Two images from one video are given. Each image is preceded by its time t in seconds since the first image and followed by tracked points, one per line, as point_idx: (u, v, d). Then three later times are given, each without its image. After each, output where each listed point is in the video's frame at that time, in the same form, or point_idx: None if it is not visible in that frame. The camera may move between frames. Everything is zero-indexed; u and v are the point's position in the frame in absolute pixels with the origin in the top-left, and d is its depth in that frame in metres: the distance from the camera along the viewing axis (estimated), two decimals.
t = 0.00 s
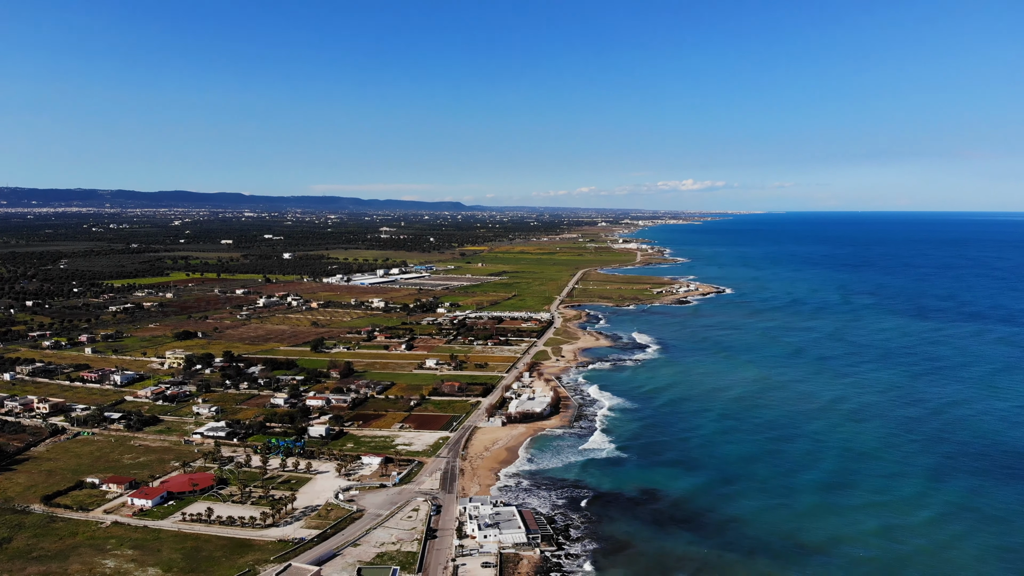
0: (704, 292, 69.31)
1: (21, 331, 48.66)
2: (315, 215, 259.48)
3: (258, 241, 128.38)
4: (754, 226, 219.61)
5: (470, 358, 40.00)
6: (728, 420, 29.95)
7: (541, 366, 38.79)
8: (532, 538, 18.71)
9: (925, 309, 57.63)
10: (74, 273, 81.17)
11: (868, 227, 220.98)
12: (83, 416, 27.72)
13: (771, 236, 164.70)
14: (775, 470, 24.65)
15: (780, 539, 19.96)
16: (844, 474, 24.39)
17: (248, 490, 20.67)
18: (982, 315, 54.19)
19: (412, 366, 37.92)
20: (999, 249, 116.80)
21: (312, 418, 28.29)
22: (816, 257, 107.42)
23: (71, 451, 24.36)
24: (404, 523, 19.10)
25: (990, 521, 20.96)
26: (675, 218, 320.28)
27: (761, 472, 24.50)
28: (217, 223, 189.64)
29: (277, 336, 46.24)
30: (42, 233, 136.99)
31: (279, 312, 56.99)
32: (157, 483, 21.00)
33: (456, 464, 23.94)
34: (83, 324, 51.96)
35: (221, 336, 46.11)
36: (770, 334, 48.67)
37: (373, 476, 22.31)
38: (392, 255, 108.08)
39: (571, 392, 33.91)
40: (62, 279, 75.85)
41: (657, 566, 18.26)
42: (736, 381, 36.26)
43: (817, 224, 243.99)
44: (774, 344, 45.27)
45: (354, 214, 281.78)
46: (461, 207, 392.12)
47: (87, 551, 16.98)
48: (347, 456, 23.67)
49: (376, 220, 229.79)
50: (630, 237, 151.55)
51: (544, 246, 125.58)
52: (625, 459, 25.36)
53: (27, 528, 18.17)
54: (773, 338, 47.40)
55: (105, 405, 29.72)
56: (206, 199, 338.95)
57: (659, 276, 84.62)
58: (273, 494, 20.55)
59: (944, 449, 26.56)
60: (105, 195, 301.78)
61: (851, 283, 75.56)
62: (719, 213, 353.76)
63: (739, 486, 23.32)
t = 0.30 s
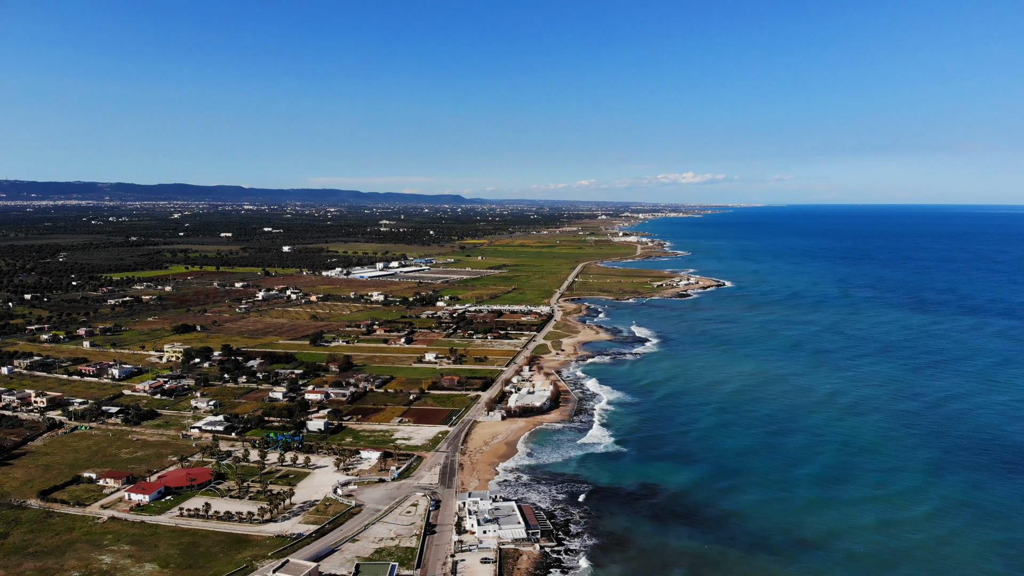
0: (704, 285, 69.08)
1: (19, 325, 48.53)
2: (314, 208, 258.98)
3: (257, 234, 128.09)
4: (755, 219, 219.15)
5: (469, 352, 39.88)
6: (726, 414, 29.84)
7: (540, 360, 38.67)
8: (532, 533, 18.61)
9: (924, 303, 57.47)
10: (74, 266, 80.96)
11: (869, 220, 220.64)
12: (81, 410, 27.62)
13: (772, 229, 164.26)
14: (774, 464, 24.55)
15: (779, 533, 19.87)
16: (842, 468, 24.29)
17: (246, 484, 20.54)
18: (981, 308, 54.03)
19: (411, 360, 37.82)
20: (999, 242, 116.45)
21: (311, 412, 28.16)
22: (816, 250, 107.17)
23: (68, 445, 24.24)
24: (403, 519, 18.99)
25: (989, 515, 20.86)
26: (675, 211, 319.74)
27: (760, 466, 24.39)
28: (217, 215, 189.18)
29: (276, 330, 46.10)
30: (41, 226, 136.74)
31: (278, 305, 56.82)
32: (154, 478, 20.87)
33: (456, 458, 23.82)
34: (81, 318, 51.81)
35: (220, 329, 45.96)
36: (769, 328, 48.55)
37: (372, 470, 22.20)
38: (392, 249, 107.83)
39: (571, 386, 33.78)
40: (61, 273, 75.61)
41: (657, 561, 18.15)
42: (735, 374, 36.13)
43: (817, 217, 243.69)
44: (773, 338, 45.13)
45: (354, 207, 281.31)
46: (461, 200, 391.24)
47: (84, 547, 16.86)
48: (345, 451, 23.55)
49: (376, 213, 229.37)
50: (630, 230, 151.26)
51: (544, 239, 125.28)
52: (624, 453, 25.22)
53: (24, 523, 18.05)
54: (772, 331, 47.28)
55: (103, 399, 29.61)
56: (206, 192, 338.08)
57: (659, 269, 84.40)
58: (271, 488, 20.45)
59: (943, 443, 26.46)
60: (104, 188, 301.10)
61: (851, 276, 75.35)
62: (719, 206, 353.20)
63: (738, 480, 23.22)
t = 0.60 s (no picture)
0: (704, 279, 68.87)
1: (18, 318, 48.35)
2: (315, 201, 258.51)
3: (257, 227, 127.71)
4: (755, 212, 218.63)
5: (469, 346, 39.73)
6: (725, 408, 29.71)
7: (540, 354, 38.51)
8: (532, 528, 18.50)
9: (924, 296, 57.27)
10: (73, 259, 80.72)
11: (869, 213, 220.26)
12: (78, 404, 27.47)
13: (772, 222, 164.01)
14: (772, 458, 24.45)
15: (779, 527, 19.80)
16: (841, 461, 24.22)
17: (244, 479, 20.41)
18: (981, 302, 53.84)
19: (411, 353, 37.66)
20: (999, 236, 116.21)
21: (310, 406, 28.01)
22: (816, 244, 106.90)
23: (65, 440, 24.09)
24: (402, 514, 18.86)
25: (987, 509, 20.80)
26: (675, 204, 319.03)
27: (758, 460, 24.27)
28: (217, 208, 188.71)
29: (275, 324, 45.93)
30: (41, 218, 136.50)
31: (277, 299, 56.62)
32: (152, 473, 20.73)
33: (455, 453, 23.69)
34: (80, 311, 51.60)
35: (219, 323, 45.78)
36: (769, 321, 48.39)
37: (371, 465, 22.07)
38: (392, 242, 107.51)
39: (571, 380, 33.64)
40: (60, 266, 75.39)
41: (657, 557, 18.03)
42: (735, 368, 36.00)
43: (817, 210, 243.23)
44: (772, 331, 44.99)
45: (354, 200, 280.68)
46: (461, 193, 390.29)
47: (80, 543, 16.74)
48: (344, 445, 23.41)
49: (377, 206, 228.91)
50: (630, 223, 150.91)
51: (544, 233, 124.95)
52: (623, 448, 25.09)
53: (20, 519, 17.93)
54: (772, 324, 47.13)
55: (101, 393, 29.46)
56: (205, 185, 337.14)
57: (659, 262, 84.18)
58: (269, 483, 20.32)
59: (942, 437, 26.35)
60: (103, 180, 300.51)
61: (851, 270, 75.14)
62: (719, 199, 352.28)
63: (737, 474, 23.11)
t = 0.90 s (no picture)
0: (704, 272, 68.65)
1: (15, 312, 48.18)
2: (314, 194, 258.13)
3: (256, 220, 127.18)
4: (755, 205, 218.03)
5: (468, 340, 39.57)
6: (724, 401, 29.59)
7: (540, 348, 38.33)
8: (532, 524, 18.39)
9: (924, 290, 57.07)
10: (71, 252, 80.51)
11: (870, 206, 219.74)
12: (75, 399, 27.30)
13: (772, 215, 163.71)
14: (770, 452, 24.35)
15: (779, 522, 19.70)
16: (840, 455, 24.13)
17: (242, 475, 20.29)
18: (981, 296, 53.65)
19: (410, 347, 37.50)
20: (999, 229, 115.95)
21: (309, 401, 27.86)
22: (816, 237, 106.59)
23: (62, 435, 23.95)
24: (401, 510, 18.74)
25: (986, 503, 20.72)
26: (675, 197, 318.45)
27: (756, 454, 24.16)
28: (215, 201, 188.14)
29: (274, 317, 45.75)
30: (40, 212, 136.21)
31: (276, 292, 56.40)
32: (149, 468, 20.60)
33: (454, 448, 23.55)
34: (78, 305, 51.43)
35: (218, 317, 45.61)
36: (769, 314, 48.24)
37: (370, 460, 21.94)
38: (391, 235, 107.19)
39: (571, 374, 33.49)
40: (59, 259, 75.12)
41: (657, 553, 17.91)
42: (734, 361, 35.84)
43: (817, 203, 242.79)
44: (771, 325, 44.85)
45: (353, 193, 280.01)
46: (460, 186, 389.78)
47: (76, 539, 16.62)
48: (343, 440, 23.28)
49: (376, 199, 228.57)
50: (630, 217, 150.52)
51: (544, 226, 124.63)
52: (622, 442, 24.96)
53: (16, 514, 17.80)
54: (771, 318, 46.99)
55: (99, 388, 29.30)
56: (205, 178, 335.98)
57: (659, 256, 83.91)
58: (268, 479, 20.20)
59: (940, 431, 26.22)
60: (103, 173, 299.81)
61: (850, 263, 74.90)
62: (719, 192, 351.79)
63: (736, 468, 23.01)
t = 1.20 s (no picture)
0: (705, 266, 68.43)
1: (14, 305, 48.04)
2: (314, 187, 257.31)
3: (255, 213, 126.87)
4: (755, 199, 217.49)
5: (468, 333, 39.40)
6: (723, 395, 29.46)
7: (540, 342, 38.18)
8: (531, 520, 18.28)
9: (924, 283, 56.89)
10: (70, 245, 80.27)
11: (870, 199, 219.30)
12: (73, 393, 27.19)
13: (772, 208, 163.15)
14: (769, 446, 24.23)
15: (779, 517, 19.60)
16: (839, 449, 24.01)
17: (240, 470, 20.16)
18: (981, 289, 53.47)
19: (409, 341, 37.34)
20: (1000, 222, 115.56)
21: (307, 395, 27.74)
22: (816, 230, 106.34)
23: (60, 429, 23.83)
24: (400, 505, 18.64)
25: (986, 497, 20.61)
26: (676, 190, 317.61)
27: (755, 448, 24.04)
28: (216, 194, 187.81)
29: (273, 311, 45.58)
30: (39, 205, 136.02)
31: (275, 286, 56.23)
32: (147, 463, 20.47)
33: (454, 443, 23.42)
34: (77, 298, 51.25)
35: (216, 310, 45.45)
36: (769, 308, 48.05)
37: (369, 455, 21.82)
38: (391, 228, 106.83)
39: (571, 368, 33.35)
40: (58, 252, 74.92)
41: (657, 548, 17.79)
42: (734, 355, 35.69)
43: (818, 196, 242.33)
44: (770, 318, 44.69)
45: (353, 185, 279.28)
46: (460, 180, 388.98)
47: (73, 535, 16.50)
48: (341, 435, 23.15)
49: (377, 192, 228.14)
50: (631, 210, 150.06)
51: (544, 219, 124.26)
52: (621, 436, 24.84)
53: (12, 510, 17.68)
54: (772, 311, 46.81)
55: (97, 382, 29.18)
56: (204, 171, 335.39)
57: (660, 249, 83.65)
58: (266, 474, 20.07)
59: (939, 424, 26.11)
60: (102, 166, 298.92)
61: (850, 256, 74.66)
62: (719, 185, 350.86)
63: (735, 462, 22.88)
